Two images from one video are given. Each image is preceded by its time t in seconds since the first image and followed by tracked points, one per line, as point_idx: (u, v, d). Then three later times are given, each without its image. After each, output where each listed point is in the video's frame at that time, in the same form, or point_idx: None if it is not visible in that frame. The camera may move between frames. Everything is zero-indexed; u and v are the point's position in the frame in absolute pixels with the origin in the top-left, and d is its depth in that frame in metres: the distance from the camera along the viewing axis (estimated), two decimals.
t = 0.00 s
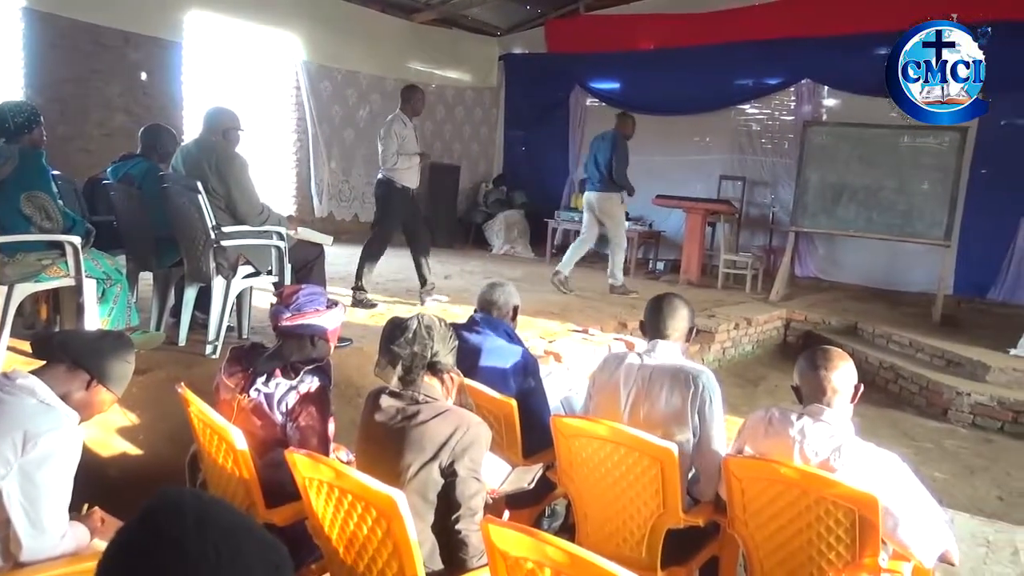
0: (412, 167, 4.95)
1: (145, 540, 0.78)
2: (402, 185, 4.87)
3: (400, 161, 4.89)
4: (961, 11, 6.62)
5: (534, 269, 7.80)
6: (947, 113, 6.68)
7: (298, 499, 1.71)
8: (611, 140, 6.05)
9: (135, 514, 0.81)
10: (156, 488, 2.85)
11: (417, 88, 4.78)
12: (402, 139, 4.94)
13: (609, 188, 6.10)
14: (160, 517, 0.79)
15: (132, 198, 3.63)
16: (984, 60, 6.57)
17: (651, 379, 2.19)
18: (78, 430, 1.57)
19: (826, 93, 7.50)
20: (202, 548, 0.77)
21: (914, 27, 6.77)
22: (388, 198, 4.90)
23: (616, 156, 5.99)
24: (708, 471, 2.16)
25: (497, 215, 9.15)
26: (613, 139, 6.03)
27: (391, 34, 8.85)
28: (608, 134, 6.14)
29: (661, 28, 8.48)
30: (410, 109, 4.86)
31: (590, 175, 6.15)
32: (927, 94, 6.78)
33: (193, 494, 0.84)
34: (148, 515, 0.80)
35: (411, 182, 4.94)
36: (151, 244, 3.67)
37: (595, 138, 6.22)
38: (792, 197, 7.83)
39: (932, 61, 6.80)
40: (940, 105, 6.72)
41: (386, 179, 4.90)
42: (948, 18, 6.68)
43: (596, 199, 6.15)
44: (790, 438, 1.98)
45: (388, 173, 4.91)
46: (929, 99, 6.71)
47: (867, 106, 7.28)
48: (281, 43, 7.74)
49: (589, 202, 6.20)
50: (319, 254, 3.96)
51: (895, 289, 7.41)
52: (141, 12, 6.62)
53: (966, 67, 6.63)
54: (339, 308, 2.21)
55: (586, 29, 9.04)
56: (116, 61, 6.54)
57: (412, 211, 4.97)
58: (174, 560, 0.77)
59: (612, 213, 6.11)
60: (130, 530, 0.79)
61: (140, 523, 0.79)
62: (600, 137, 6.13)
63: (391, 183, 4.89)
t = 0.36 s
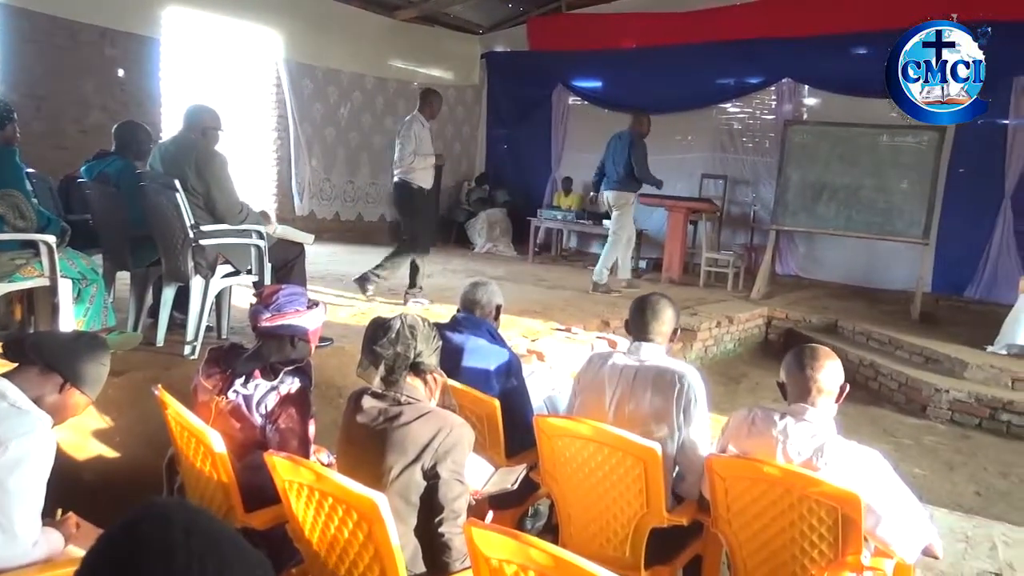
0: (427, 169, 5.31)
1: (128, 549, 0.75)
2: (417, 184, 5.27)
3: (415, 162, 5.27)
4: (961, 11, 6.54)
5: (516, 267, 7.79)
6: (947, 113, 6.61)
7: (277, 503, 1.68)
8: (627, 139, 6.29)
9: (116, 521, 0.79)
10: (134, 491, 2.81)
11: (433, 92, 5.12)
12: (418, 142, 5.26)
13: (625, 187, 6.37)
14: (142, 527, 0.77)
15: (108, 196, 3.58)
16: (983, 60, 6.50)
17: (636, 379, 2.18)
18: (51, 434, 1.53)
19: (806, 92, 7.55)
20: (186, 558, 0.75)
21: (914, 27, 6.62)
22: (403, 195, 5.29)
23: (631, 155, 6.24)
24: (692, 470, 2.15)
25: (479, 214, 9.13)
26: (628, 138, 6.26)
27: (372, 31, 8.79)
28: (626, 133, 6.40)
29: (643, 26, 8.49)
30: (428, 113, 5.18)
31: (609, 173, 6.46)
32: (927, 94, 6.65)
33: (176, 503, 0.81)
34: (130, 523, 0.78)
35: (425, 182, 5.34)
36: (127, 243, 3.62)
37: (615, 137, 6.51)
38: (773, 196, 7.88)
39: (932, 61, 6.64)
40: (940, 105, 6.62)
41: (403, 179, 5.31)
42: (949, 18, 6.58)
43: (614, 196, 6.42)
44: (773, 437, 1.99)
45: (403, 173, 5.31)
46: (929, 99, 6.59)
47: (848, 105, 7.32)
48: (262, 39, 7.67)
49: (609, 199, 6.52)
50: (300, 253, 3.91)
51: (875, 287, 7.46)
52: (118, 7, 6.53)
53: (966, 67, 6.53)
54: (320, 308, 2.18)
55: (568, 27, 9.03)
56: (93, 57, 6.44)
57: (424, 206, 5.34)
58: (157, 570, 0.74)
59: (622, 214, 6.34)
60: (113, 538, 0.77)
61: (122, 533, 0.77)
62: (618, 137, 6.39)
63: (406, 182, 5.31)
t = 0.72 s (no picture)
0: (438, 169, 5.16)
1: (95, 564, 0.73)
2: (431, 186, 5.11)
3: (428, 161, 5.11)
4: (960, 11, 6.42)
5: (493, 265, 7.75)
6: (947, 113, 6.56)
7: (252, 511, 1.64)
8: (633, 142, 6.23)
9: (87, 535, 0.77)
10: (105, 497, 2.74)
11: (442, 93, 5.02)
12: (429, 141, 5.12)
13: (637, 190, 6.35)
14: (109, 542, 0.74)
15: (76, 195, 3.49)
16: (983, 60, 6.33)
17: (617, 379, 2.16)
18: (13, 442, 1.47)
19: (781, 89, 7.59)
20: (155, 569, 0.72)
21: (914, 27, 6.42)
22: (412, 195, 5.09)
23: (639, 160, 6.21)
24: (674, 470, 2.14)
25: (456, 211, 9.08)
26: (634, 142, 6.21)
27: (346, 27, 8.69)
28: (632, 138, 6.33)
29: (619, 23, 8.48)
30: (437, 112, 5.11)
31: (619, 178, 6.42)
32: (927, 94, 6.44)
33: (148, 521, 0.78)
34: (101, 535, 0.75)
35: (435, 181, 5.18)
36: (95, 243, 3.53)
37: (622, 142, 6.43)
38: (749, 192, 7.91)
39: (931, 61, 6.40)
40: (939, 105, 6.47)
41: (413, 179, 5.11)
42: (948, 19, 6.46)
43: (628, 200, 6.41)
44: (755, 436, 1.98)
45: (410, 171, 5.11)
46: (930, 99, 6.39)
47: (823, 102, 7.36)
48: (233, 35, 7.55)
49: (621, 204, 6.50)
50: (273, 252, 3.84)
51: (850, 282, 7.52)
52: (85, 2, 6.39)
53: (966, 67, 6.34)
54: (293, 309, 2.14)
55: (545, 24, 8.99)
56: (59, 52, 6.29)
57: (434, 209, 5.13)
58: None
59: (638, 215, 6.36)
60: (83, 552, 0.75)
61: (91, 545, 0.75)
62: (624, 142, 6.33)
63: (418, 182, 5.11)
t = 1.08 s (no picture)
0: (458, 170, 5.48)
1: None
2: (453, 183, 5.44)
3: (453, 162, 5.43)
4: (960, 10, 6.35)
5: (473, 264, 7.69)
6: (948, 113, 6.59)
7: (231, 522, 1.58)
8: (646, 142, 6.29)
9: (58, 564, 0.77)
10: (76, 509, 2.65)
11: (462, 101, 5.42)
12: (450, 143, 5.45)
13: (649, 190, 6.33)
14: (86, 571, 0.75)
15: (43, 197, 3.39)
16: (983, 60, 6.34)
17: (605, 380, 2.13)
18: None
19: (758, 86, 7.61)
20: None
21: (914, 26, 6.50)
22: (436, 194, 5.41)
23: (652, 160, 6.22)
24: (664, 471, 2.11)
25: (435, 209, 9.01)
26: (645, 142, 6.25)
27: (320, 23, 8.57)
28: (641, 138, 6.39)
29: (595, 20, 8.46)
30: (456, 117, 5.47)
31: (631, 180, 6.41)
32: (927, 94, 6.62)
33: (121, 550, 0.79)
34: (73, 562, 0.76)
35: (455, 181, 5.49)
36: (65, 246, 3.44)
37: (630, 144, 6.48)
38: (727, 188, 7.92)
39: (931, 61, 6.55)
40: (940, 104, 6.60)
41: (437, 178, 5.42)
42: (948, 18, 6.40)
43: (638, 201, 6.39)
44: (743, 436, 1.95)
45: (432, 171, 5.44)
46: (930, 99, 6.57)
47: (799, 98, 7.39)
48: (205, 33, 7.42)
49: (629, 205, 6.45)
50: (250, 254, 3.77)
51: (827, 277, 7.56)
52: None
53: (966, 67, 6.39)
54: (272, 312, 2.09)
55: (522, 20, 8.93)
56: (26, 50, 6.14)
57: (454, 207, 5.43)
58: None
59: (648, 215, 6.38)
60: None
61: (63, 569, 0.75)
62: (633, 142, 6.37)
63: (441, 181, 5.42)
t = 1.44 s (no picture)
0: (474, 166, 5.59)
1: None
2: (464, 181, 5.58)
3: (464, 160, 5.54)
4: (961, 9, 6.33)
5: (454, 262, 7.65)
6: (947, 113, 6.61)
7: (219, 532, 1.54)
8: (654, 140, 6.57)
9: None
10: (55, 519, 2.58)
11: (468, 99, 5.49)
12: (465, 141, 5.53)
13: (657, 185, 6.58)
14: None
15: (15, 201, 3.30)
16: (983, 60, 6.37)
17: (596, 378, 2.10)
18: None
19: (737, 81, 7.62)
20: None
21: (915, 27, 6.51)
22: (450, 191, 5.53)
23: (664, 157, 6.53)
24: (657, 469, 2.08)
25: (415, 207, 8.95)
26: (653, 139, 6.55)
27: (294, 19, 8.45)
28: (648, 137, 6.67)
29: (573, 15, 8.44)
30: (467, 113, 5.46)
31: (637, 176, 6.65)
32: (927, 94, 6.66)
33: None
34: None
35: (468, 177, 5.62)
36: (39, 250, 3.36)
37: (633, 142, 6.74)
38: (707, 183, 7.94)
39: (931, 61, 6.61)
40: (940, 105, 6.63)
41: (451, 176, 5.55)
42: (948, 19, 6.39)
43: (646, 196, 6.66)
44: (736, 433, 1.94)
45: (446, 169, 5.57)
46: (930, 99, 6.61)
47: (778, 93, 7.41)
48: (180, 31, 7.31)
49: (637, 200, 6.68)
50: (230, 254, 3.71)
51: (808, 271, 7.60)
52: None
53: (966, 67, 6.43)
54: (256, 315, 2.05)
55: (501, 16, 8.88)
56: None
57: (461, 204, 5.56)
58: None
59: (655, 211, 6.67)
60: None
61: None
62: (640, 140, 6.62)
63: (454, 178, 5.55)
